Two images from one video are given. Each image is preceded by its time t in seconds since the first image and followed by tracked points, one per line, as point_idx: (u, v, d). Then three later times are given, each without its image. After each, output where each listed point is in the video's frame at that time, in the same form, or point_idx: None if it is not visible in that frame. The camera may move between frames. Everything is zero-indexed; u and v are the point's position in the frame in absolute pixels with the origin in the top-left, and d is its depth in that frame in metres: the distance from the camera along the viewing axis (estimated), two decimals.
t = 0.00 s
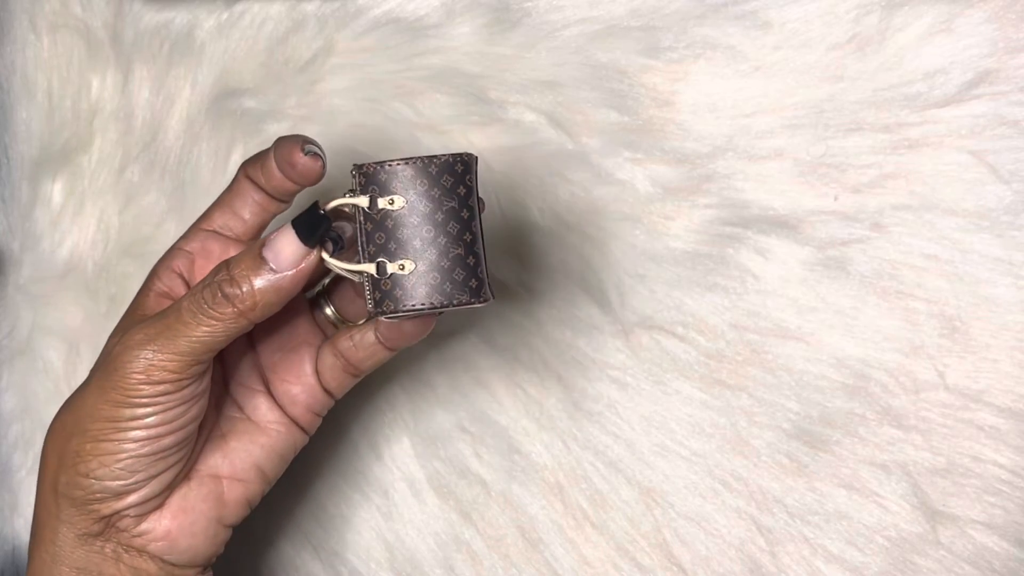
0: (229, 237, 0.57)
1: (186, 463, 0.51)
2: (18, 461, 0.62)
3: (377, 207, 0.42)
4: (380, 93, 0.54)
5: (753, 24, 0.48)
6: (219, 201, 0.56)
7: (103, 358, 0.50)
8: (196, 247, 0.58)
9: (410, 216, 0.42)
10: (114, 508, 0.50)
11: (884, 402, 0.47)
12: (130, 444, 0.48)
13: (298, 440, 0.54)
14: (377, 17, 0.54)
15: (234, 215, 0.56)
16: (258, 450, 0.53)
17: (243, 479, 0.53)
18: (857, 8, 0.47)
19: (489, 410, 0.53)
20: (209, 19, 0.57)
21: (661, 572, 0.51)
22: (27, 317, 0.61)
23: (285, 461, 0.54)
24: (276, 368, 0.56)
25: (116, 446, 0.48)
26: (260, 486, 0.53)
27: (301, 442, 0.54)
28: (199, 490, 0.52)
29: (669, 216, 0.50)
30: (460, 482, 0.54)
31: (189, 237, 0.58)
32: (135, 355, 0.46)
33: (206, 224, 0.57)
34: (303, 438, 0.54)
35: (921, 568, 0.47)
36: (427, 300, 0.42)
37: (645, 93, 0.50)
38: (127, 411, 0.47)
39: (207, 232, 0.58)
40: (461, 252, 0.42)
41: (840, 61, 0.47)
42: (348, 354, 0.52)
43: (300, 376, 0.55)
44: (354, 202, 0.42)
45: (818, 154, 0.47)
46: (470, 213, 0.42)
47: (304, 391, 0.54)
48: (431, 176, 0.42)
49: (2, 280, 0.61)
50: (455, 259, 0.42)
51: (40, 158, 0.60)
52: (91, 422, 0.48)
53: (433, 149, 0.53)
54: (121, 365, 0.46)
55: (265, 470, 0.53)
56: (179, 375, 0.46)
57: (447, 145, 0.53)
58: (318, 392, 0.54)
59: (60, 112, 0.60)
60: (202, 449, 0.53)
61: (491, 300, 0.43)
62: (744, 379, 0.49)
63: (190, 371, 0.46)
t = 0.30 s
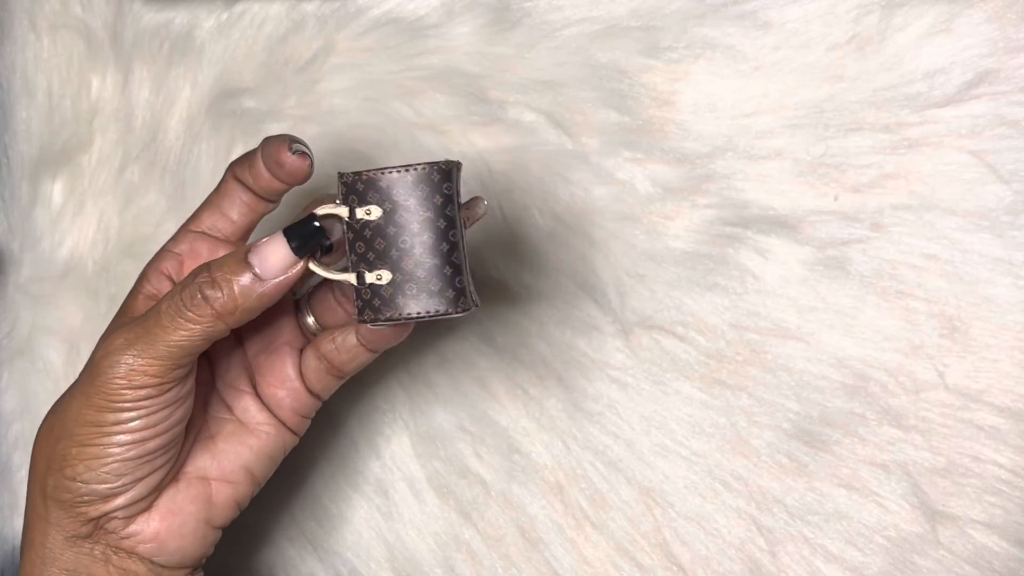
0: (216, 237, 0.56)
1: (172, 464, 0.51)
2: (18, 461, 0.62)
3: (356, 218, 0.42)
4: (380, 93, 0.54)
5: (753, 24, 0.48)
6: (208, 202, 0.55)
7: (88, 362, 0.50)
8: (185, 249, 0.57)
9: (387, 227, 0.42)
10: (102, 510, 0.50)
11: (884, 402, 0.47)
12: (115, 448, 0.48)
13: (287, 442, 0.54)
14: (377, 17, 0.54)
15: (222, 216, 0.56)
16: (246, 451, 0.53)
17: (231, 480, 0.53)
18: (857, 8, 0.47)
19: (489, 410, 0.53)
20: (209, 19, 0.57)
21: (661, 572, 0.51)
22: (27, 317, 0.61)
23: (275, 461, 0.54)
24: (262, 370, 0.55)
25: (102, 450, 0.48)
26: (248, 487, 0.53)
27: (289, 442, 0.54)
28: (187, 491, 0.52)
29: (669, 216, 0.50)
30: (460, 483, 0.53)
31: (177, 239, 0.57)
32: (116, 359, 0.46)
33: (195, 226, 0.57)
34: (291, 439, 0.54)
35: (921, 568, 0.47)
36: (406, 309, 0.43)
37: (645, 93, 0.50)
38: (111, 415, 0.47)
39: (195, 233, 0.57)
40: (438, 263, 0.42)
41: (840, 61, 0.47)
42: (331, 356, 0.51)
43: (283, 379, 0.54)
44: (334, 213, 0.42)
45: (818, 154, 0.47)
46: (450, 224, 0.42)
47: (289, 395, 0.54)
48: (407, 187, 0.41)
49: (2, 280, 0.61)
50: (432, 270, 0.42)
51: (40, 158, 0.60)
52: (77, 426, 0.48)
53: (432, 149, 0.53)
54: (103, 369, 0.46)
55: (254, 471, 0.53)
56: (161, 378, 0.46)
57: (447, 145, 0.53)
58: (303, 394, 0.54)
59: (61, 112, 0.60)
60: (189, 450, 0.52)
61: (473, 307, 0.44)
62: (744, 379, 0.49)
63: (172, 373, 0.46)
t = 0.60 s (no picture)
0: (260, 227, 0.53)
1: (197, 450, 0.51)
2: (19, 461, 0.62)
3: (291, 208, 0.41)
4: (380, 93, 0.54)
5: (753, 24, 0.48)
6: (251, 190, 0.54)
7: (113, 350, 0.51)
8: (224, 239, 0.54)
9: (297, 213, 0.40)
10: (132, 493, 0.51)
11: (883, 402, 0.47)
12: (140, 434, 0.49)
13: (319, 431, 0.51)
14: (377, 17, 0.54)
15: (264, 205, 0.53)
16: (279, 439, 0.51)
17: (262, 467, 0.51)
18: (857, 8, 0.47)
19: (489, 410, 0.53)
20: (209, 19, 0.57)
21: (661, 572, 0.51)
22: (27, 317, 0.61)
23: (308, 450, 0.51)
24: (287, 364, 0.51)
25: (125, 436, 0.49)
26: (280, 475, 0.52)
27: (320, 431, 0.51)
28: (217, 476, 0.52)
29: (669, 216, 0.50)
30: (460, 482, 0.53)
31: (222, 229, 0.54)
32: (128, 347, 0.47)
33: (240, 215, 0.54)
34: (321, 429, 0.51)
35: (921, 568, 0.47)
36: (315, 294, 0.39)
37: (645, 93, 0.50)
38: (133, 402, 0.48)
39: (238, 224, 0.54)
40: (321, 245, 0.38)
41: (840, 61, 0.47)
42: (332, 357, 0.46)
43: (303, 371, 0.50)
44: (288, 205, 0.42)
45: (818, 154, 0.47)
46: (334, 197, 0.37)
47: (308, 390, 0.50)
48: (295, 166, 0.38)
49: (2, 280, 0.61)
50: (318, 253, 0.38)
51: (39, 158, 0.60)
52: (101, 411, 0.49)
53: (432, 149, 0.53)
54: (121, 357, 0.48)
55: (284, 459, 0.51)
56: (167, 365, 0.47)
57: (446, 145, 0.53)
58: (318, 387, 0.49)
59: (61, 112, 0.60)
60: (218, 436, 0.52)
61: (377, 294, 0.37)
62: (744, 379, 0.49)
63: (184, 360, 0.47)
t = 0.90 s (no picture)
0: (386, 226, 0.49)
1: (301, 457, 0.50)
2: (18, 461, 0.62)
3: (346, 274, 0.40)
4: (380, 94, 0.55)
5: (753, 24, 0.48)
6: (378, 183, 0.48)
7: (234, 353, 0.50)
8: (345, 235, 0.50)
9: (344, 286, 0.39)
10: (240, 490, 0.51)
11: (883, 402, 0.47)
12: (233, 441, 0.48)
13: (422, 447, 0.48)
14: (378, 17, 0.54)
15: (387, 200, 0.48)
16: (380, 448, 0.49)
17: (367, 474, 0.50)
18: (857, 8, 0.46)
19: (489, 411, 0.53)
20: (209, 19, 0.57)
21: (661, 572, 0.51)
22: (27, 317, 0.61)
23: (414, 460, 0.49)
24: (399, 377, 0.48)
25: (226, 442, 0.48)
26: (384, 482, 0.50)
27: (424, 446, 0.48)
28: (324, 479, 0.50)
29: (669, 216, 0.50)
30: (461, 483, 0.53)
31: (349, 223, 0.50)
32: (224, 364, 0.46)
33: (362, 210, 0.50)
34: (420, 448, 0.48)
35: (921, 568, 0.47)
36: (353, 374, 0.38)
37: (645, 93, 0.50)
38: (226, 413, 0.47)
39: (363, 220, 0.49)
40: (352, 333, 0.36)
41: (840, 61, 0.47)
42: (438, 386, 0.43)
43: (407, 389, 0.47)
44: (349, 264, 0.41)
45: (818, 154, 0.47)
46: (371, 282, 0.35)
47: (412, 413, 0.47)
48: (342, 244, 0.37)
49: (2, 280, 0.61)
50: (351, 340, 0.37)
51: (39, 158, 0.60)
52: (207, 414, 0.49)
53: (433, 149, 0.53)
54: (217, 372, 0.46)
55: (388, 468, 0.49)
56: (260, 386, 0.45)
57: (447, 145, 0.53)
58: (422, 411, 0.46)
59: (61, 112, 0.60)
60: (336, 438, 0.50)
61: (398, 392, 0.35)
62: (744, 379, 0.49)
63: (268, 386, 0.45)
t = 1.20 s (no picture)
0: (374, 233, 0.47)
1: (292, 466, 0.50)
2: (18, 461, 0.62)
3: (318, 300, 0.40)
4: (380, 93, 0.55)
5: (753, 24, 0.48)
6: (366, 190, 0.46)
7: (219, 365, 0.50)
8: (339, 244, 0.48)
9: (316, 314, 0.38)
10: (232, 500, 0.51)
11: (884, 402, 0.47)
12: (221, 453, 0.48)
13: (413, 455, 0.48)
14: (377, 17, 0.54)
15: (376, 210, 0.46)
16: (373, 458, 0.49)
17: (358, 483, 0.50)
18: (858, 8, 0.46)
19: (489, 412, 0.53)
20: (209, 18, 0.57)
21: (661, 572, 0.51)
22: (27, 317, 0.61)
23: (405, 468, 0.49)
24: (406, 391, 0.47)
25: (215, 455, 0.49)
26: (375, 491, 0.50)
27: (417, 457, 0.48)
28: (316, 487, 0.51)
29: (670, 216, 0.50)
30: (460, 484, 0.53)
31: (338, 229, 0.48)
32: (206, 380, 0.45)
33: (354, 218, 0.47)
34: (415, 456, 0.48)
35: (921, 568, 0.47)
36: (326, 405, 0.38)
37: (645, 93, 0.50)
38: (212, 426, 0.47)
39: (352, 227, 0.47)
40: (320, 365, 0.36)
41: (840, 61, 0.47)
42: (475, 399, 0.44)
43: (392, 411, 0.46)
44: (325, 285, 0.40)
45: (818, 154, 0.47)
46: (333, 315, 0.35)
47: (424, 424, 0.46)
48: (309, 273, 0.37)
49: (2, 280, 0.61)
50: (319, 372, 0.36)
51: (38, 158, 0.60)
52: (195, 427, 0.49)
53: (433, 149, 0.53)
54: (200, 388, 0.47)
55: (380, 477, 0.49)
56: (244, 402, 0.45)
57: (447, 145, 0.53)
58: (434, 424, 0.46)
59: (60, 112, 0.60)
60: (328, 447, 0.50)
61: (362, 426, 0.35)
62: (744, 379, 0.49)
63: (247, 402, 0.45)
